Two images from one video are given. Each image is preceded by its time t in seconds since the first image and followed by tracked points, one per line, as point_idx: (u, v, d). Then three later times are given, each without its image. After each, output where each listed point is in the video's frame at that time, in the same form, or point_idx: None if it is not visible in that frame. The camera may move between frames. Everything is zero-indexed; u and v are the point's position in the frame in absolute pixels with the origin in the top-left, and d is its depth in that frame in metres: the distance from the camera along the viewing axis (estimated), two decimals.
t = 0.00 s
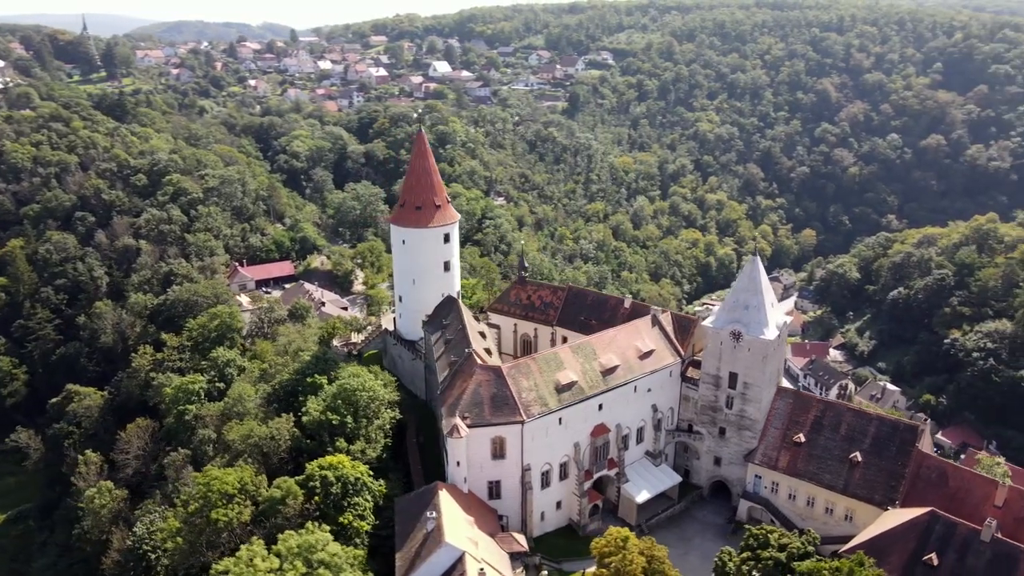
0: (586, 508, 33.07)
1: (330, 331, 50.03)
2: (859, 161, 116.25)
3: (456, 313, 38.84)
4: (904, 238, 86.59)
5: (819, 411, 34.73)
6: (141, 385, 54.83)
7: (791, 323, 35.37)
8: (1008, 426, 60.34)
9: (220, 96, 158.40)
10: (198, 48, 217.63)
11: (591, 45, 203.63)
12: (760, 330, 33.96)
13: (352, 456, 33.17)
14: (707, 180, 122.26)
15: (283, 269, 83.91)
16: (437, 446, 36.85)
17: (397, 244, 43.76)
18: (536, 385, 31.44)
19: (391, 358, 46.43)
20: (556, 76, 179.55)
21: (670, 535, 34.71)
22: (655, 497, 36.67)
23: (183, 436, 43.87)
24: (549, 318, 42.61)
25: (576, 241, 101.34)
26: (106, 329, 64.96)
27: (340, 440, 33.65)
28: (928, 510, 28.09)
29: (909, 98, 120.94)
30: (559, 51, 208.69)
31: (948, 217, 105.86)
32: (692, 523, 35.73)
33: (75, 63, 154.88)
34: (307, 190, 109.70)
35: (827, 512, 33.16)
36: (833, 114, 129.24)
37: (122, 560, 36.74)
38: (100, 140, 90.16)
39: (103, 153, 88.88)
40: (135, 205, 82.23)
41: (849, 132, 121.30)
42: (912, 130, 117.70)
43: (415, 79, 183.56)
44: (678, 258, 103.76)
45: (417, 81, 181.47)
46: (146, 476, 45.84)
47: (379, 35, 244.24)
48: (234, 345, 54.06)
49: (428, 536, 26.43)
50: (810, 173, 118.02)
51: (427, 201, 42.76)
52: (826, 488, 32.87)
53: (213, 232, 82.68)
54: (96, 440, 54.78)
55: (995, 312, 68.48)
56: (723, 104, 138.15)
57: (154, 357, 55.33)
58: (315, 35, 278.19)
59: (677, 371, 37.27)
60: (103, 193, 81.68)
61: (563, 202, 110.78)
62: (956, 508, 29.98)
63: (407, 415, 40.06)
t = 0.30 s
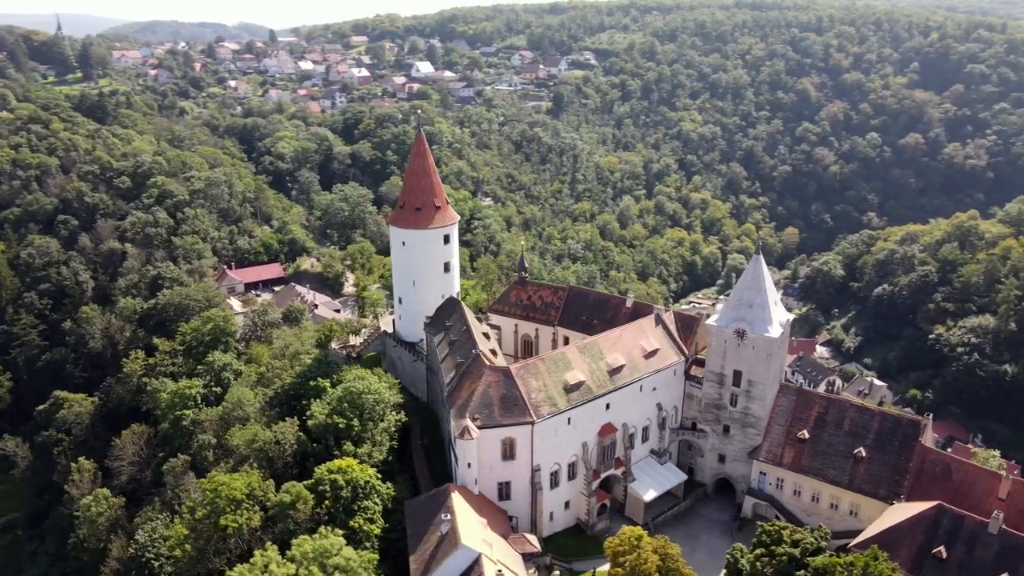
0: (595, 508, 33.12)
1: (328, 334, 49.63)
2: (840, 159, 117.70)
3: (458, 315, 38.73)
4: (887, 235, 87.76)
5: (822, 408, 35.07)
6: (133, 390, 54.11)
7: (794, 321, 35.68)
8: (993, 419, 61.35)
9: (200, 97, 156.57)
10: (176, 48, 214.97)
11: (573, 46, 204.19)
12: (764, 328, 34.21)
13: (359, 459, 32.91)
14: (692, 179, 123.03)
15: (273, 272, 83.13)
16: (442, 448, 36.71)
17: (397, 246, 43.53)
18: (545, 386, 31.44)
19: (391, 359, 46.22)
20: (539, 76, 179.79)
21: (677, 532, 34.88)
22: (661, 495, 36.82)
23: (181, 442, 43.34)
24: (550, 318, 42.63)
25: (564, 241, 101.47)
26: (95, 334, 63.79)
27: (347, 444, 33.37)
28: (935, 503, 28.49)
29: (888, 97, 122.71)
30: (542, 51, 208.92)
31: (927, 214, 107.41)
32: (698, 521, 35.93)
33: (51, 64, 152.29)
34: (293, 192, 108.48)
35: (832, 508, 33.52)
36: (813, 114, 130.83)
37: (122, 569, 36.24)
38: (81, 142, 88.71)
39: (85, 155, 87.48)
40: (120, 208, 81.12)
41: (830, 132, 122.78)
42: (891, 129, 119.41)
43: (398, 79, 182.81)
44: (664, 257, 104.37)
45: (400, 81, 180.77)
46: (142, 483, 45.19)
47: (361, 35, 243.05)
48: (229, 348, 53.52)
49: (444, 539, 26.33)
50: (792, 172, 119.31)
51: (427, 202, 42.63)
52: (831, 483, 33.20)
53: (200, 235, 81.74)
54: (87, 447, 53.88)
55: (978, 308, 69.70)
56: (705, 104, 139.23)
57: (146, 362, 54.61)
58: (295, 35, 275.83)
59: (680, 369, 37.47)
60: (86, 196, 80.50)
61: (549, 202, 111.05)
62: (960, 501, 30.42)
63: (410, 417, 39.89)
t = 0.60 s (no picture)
0: (603, 507, 33.18)
1: (325, 337, 49.35)
2: (821, 158, 119.02)
3: (461, 316, 38.66)
4: (870, 233, 88.86)
5: (825, 404, 35.43)
6: (125, 397, 53.34)
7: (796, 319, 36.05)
8: (978, 413, 62.34)
9: (179, 99, 154.59)
10: (154, 49, 212.00)
11: (555, 46, 204.59)
12: (768, 327, 34.52)
13: (366, 463, 32.69)
14: (676, 178, 123.77)
15: (262, 274, 82.39)
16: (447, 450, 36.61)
17: (396, 248, 43.33)
18: (554, 386, 31.45)
19: (390, 362, 46.03)
20: (522, 77, 180.03)
21: (684, 530, 35.09)
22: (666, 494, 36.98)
23: (179, 448, 42.83)
24: (551, 318, 42.69)
25: (552, 241, 101.62)
26: (83, 339, 62.34)
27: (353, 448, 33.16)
28: (941, 497, 28.91)
29: (866, 97, 124.46)
30: (524, 51, 209.11)
31: (907, 212, 108.95)
32: (703, 519, 36.15)
33: (26, 65, 149.51)
34: (279, 194, 107.40)
35: (836, 503, 33.91)
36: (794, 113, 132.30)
37: None
38: (62, 144, 87.17)
39: (66, 157, 85.95)
40: (104, 212, 80.00)
41: (810, 131, 124.27)
42: (870, 129, 121.01)
43: (380, 80, 181.97)
44: (651, 256, 104.97)
45: (382, 82, 179.92)
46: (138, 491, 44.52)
47: (341, 36, 241.65)
48: (224, 353, 52.97)
49: (459, 542, 26.24)
50: (774, 171, 120.58)
51: (427, 204, 42.44)
52: (835, 479, 33.56)
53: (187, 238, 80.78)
54: (78, 454, 52.94)
55: (961, 304, 70.83)
56: (687, 104, 140.24)
57: (138, 368, 53.79)
58: (274, 35, 273.45)
59: (684, 368, 37.66)
60: (68, 200, 79.18)
61: (536, 203, 111.24)
62: (964, 495, 30.87)
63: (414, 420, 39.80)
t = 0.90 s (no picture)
0: (611, 507, 33.28)
1: (323, 340, 49.13)
2: (802, 157, 120.36)
3: (464, 317, 38.59)
4: (853, 230, 89.86)
5: (828, 401, 35.77)
6: (117, 403, 52.52)
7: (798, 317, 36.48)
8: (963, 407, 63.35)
9: (158, 100, 152.38)
10: (130, 50, 208.72)
11: (538, 47, 204.72)
12: (772, 325, 34.86)
13: (374, 466, 32.47)
14: (660, 178, 124.38)
15: (250, 278, 81.54)
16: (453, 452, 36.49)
17: (396, 249, 43.12)
18: (563, 387, 31.47)
19: (390, 364, 45.82)
20: (505, 77, 180.07)
21: (691, 528, 35.26)
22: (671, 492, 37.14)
23: (178, 455, 42.23)
24: (553, 319, 42.71)
25: (540, 242, 101.60)
26: (71, 345, 60.46)
27: (361, 451, 32.92)
28: (947, 491, 29.34)
29: (846, 96, 126.12)
30: (506, 51, 209.14)
31: (887, 210, 110.47)
32: (709, 516, 36.38)
33: None
34: (264, 196, 106.19)
35: (841, 499, 34.30)
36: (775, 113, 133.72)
37: None
38: (42, 147, 85.39)
39: (47, 160, 84.19)
40: (87, 215, 78.60)
41: (791, 130, 125.70)
42: (850, 128, 122.61)
43: (363, 80, 180.91)
44: (637, 255, 105.45)
45: (365, 83, 178.77)
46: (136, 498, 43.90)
47: (322, 36, 239.98)
48: (218, 358, 52.37)
49: (475, 544, 26.15)
50: (756, 170, 121.80)
51: (427, 205, 42.24)
52: (839, 475, 33.94)
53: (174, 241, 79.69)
54: (70, 462, 51.97)
55: (945, 299, 71.85)
56: (670, 104, 141.03)
57: (130, 373, 52.93)
58: (253, 35, 270.79)
59: (688, 366, 37.88)
60: (50, 203, 77.63)
61: (523, 203, 111.24)
62: (967, 488, 31.31)
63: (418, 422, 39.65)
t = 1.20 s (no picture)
0: (619, 506, 33.37)
1: (321, 343, 48.81)
2: (784, 157, 121.65)
3: (468, 319, 38.52)
4: (838, 228, 90.98)
5: (830, 398, 36.16)
6: (110, 409, 51.69)
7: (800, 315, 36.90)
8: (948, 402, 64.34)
9: (137, 102, 150.29)
10: (107, 51, 205.67)
11: (520, 47, 204.76)
12: (776, 323, 35.15)
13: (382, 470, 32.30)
14: (645, 178, 125.05)
15: (240, 281, 80.83)
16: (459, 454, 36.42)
17: (396, 251, 42.92)
18: (572, 387, 31.50)
19: (390, 366, 45.62)
20: (489, 78, 180.08)
21: (698, 526, 35.47)
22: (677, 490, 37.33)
23: (176, 461, 41.65)
24: (554, 319, 42.77)
25: (528, 242, 101.63)
26: (59, 351, 59.06)
27: (369, 454, 32.75)
28: (952, 485, 29.78)
29: (826, 96, 127.68)
30: (489, 52, 209.12)
31: (868, 208, 111.99)
32: (714, 514, 36.62)
33: None
34: (250, 198, 105.01)
35: (844, 494, 34.71)
36: (757, 113, 135.10)
37: None
38: (24, 149, 83.82)
39: (28, 163, 82.61)
40: (71, 219, 77.32)
41: (773, 129, 127.08)
42: (830, 127, 124.11)
43: (346, 81, 179.78)
44: (624, 255, 105.98)
45: (348, 84, 177.67)
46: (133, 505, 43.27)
47: (303, 36, 238.32)
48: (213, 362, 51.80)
49: (491, 546, 26.12)
50: (739, 169, 122.98)
51: (428, 206, 42.03)
52: (844, 471, 34.32)
53: (161, 244, 78.67)
54: (61, 470, 51.05)
55: (929, 296, 72.83)
56: (653, 104, 141.78)
57: (123, 379, 52.09)
58: (232, 36, 267.97)
59: (692, 365, 38.11)
60: (32, 207, 76.23)
61: (510, 204, 111.15)
62: (970, 482, 31.79)
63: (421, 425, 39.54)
